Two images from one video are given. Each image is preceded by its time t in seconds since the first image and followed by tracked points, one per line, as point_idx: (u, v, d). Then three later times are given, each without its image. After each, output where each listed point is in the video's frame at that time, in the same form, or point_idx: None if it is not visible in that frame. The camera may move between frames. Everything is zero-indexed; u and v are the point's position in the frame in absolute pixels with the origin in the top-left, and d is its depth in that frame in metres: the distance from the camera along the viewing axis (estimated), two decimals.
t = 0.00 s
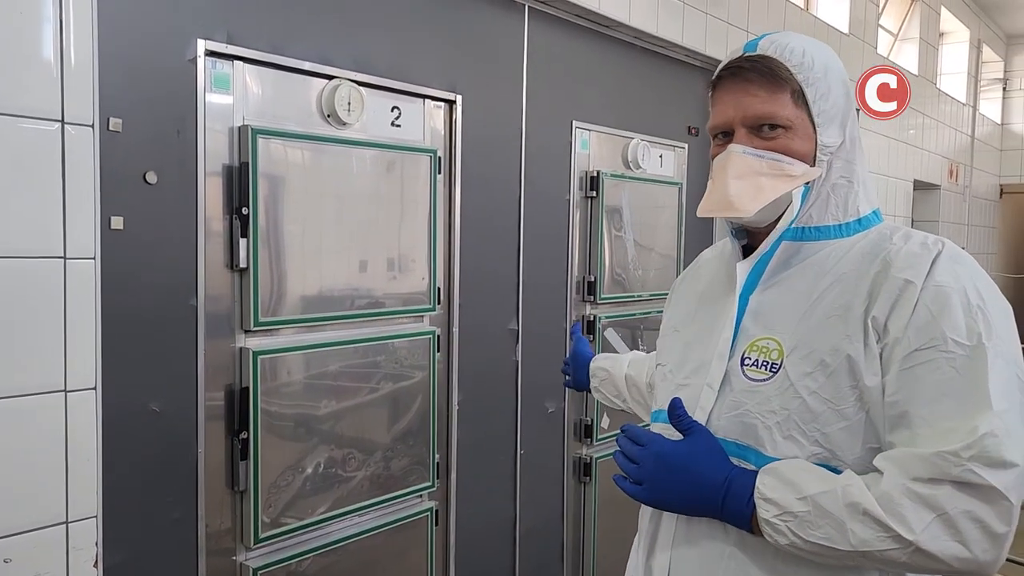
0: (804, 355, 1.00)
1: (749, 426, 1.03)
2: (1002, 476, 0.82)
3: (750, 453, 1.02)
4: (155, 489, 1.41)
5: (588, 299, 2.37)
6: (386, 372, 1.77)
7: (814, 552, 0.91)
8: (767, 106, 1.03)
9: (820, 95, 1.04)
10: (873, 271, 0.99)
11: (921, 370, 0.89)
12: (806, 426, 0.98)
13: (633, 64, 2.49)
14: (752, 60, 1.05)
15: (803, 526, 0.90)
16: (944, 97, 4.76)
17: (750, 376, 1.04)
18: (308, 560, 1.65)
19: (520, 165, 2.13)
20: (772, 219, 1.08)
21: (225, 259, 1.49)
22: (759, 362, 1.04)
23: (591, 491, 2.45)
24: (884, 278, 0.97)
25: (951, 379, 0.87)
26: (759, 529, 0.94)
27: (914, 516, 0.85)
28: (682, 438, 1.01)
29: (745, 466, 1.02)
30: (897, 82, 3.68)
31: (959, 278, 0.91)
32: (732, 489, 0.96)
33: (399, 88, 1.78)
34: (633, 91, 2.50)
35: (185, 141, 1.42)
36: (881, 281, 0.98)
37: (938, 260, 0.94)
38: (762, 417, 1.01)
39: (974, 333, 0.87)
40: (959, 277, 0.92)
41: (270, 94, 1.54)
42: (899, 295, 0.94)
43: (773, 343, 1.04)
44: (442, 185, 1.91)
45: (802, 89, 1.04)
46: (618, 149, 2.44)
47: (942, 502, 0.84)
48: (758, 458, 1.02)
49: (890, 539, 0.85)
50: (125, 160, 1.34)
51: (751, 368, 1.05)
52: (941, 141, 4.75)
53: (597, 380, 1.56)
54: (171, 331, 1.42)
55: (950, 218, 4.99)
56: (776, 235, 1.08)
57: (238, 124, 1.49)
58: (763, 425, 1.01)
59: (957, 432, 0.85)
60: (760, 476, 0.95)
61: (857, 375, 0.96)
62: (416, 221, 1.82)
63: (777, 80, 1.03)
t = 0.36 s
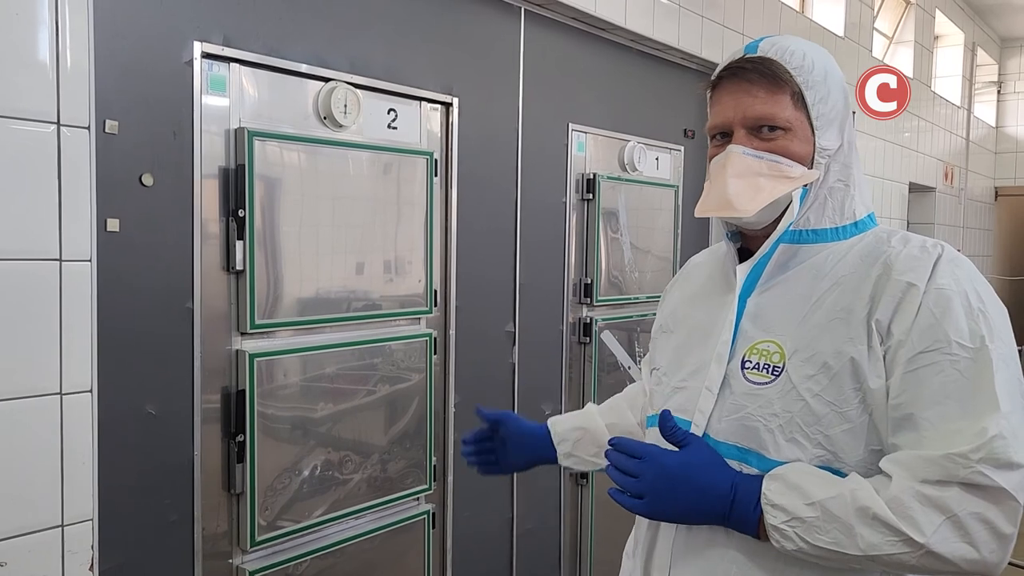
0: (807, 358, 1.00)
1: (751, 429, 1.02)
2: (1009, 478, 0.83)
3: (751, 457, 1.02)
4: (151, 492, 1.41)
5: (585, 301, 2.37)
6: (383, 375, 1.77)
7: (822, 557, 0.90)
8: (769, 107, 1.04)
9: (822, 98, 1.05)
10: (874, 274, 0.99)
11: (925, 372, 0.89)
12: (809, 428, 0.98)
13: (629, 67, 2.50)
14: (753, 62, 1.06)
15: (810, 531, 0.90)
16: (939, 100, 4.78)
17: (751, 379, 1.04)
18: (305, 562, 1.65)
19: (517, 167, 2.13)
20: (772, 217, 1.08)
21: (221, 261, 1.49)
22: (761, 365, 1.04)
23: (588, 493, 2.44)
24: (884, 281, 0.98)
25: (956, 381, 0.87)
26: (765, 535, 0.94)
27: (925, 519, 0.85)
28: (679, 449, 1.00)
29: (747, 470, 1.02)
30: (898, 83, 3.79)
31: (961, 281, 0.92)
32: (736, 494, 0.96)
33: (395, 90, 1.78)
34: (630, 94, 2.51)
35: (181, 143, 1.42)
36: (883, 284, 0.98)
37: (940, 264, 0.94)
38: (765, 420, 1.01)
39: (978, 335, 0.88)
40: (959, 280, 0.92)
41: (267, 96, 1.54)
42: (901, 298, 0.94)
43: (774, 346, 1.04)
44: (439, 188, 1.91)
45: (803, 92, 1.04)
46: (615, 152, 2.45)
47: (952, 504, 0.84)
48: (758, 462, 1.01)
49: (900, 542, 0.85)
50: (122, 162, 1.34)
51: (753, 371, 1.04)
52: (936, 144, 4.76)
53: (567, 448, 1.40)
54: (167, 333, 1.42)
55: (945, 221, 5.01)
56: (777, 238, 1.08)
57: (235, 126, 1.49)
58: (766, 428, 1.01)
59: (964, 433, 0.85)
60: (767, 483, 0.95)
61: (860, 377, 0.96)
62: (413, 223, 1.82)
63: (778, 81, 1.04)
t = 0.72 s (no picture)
0: (819, 359, 1.00)
1: (766, 434, 1.01)
2: None
3: (765, 462, 1.01)
4: (148, 494, 1.41)
5: (582, 303, 2.38)
6: (380, 376, 1.77)
7: (850, 557, 0.90)
8: (766, 109, 1.04)
9: (817, 100, 1.06)
10: (879, 275, 1.00)
11: (940, 371, 0.89)
12: (824, 430, 0.98)
13: (627, 69, 2.50)
14: (749, 64, 1.06)
15: (838, 532, 0.90)
16: (936, 102, 4.79)
17: (761, 384, 1.03)
18: (303, 564, 1.65)
19: (515, 168, 2.13)
20: (771, 218, 1.08)
21: (218, 263, 1.49)
22: (770, 368, 1.03)
23: (586, 495, 2.45)
24: (890, 281, 0.98)
25: (970, 378, 0.88)
26: (790, 538, 0.93)
27: (952, 513, 0.85)
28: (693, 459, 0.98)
29: (762, 475, 1.01)
30: (897, 83, 3.92)
31: (963, 281, 0.94)
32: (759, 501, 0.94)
33: (392, 91, 1.78)
34: (627, 95, 2.51)
35: (179, 145, 1.42)
36: (889, 285, 0.99)
37: (943, 263, 0.96)
38: (779, 425, 1.00)
39: (988, 333, 0.89)
40: (961, 280, 0.94)
41: (264, 97, 1.54)
42: (910, 299, 0.95)
43: (782, 349, 1.03)
44: (436, 189, 1.91)
45: (798, 94, 1.05)
46: (612, 153, 2.45)
47: (977, 496, 0.85)
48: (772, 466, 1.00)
49: (929, 536, 0.86)
50: (119, 163, 1.33)
51: (762, 375, 1.04)
52: (932, 146, 4.77)
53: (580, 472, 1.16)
54: (164, 335, 1.41)
55: (942, 223, 5.02)
56: (777, 240, 1.08)
57: (232, 127, 1.49)
58: (780, 432, 1.00)
59: (984, 429, 0.86)
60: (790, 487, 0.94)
61: (875, 377, 0.96)
62: (411, 224, 1.82)
63: (774, 84, 1.04)
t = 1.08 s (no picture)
0: (834, 365, 0.99)
1: (780, 441, 1.00)
2: None
3: (779, 468, 1.01)
4: (145, 495, 1.41)
5: (579, 303, 2.38)
6: (377, 377, 1.77)
7: (875, 564, 0.91)
8: (778, 116, 1.04)
9: (824, 105, 1.07)
10: (887, 278, 1.00)
11: (956, 377, 0.91)
12: (841, 435, 0.97)
13: (624, 69, 2.50)
14: (760, 70, 1.05)
15: (864, 540, 0.90)
16: (932, 103, 4.79)
17: (774, 390, 1.02)
18: (300, 564, 1.65)
19: (512, 168, 2.13)
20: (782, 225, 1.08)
21: (215, 263, 1.48)
22: (782, 375, 1.03)
23: (583, 495, 2.45)
24: (900, 287, 0.99)
25: (985, 383, 0.90)
26: (813, 547, 0.93)
27: (975, 517, 0.87)
28: (718, 472, 0.98)
29: (777, 482, 1.00)
30: (897, 83, 3.96)
31: (969, 287, 0.96)
32: (783, 512, 0.94)
33: (389, 91, 1.78)
34: (624, 95, 2.51)
35: (176, 145, 1.41)
36: (899, 289, 0.99)
37: (950, 269, 0.97)
38: (795, 432, 0.99)
39: (998, 337, 0.92)
40: (967, 286, 0.96)
41: (261, 98, 1.54)
42: (922, 305, 0.95)
43: (794, 355, 1.03)
44: (434, 190, 1.91)
45: (808, 99, 1.05)
46: (610, 153, 2.45)
47: (1000, 500, 0.87)
48: (787, 474, 1.00)
49: (955, 542, 0.88)
50: (115, 163, 1.33)
51: (774, 382, 1.03)
52: (929, 146, 4.78)
53: (597, 484, 1.15)
54: (161, 335, 1.41)
55: (938, 223, 5.03)
56: (785, 246, 1.08)
57: (229, 128, 1.48)
58: (795, 438, 0.99)
59: (1003, 435, 0.88)
60: (813, 497, 0.94)
61: (891, 383, 0.96)
62: (408, 224, 1.82)
63: (786, 91, 1.04)
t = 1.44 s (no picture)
0: (829, 367, 1.00)
1: (773, 441, 1.01)
2: None
3: (771, 468, 1.00)
4: (142, 496, 1.40)
5: (576, 303, 2.38)
6: (375, 377, 1.77)
7: (863, 567, 0.91)
8: (784, 113, 1.04)
9: (829, 105, 1.07)
10: (885, 282, 1.01)
11: (951, 383, 0.91)
12: (834, 437, 0.98)
13: (622, 69, 2.51)
14: (767, 67, 1.06)
15: (851, 542, 0.90)
16: (930, 103, 4.80)
17: (768, 391, 1.02)
18: (296, 565, 1.65)
19: (510, 169, 2.13)
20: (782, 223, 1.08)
21: (212, 264, 1.48)
22: (776, 375, 1.03)
23: (580, 495, 2.45)
24: (898, 291, 0.99)
25: (980, 390, 0.91)
26: (801, 548, 0.93)
27: (965, 524, 0.87)
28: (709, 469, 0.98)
29: (768, 482, 1.00)
30: (897, 83, 4.02)
31: (969, 294, 0.96)
32: (770, 511, 0.94)
33: (387, 92, 1.78)
34: (622, 96, 2.51)
35: (173, 145, 1.41)
36: (897, 293, 0.99)
37: (949, 275, 0.97)
38: (788, 433, 1.00)
39: (994, 345, 0.92)
40: (966, 292, 0.96)
41: (259, 98, 1.53)
42: (920, 309, 0.96)
43: (789, 356, 1.03)
44: (432, 190, 1.91)
45: (814, 99, 1.06)
46: (608, 153, 2.46)
47: (990, 508, 0.87)
48: (779, 475, 1.00)
49: (942, 548, 0.88)
50: (112, 163, 1.33)
51: (768, 382, 1.03)
52: (927, 146, 4.79)
53: (592, 477, 1.17)
54: (158, 336, 1.41)
55: (936, 223, 5.04)
56: (784, 247, 1.08)
57: (226, 128, 1.48)
58: (788, 439, 1.00)
59: (996, 442, 0.88)
60: (802, 497, 0.94)
61: (885, 387, 0.96)
62: (406, 225, 1.82)
63: (793, 88, 1.05)
